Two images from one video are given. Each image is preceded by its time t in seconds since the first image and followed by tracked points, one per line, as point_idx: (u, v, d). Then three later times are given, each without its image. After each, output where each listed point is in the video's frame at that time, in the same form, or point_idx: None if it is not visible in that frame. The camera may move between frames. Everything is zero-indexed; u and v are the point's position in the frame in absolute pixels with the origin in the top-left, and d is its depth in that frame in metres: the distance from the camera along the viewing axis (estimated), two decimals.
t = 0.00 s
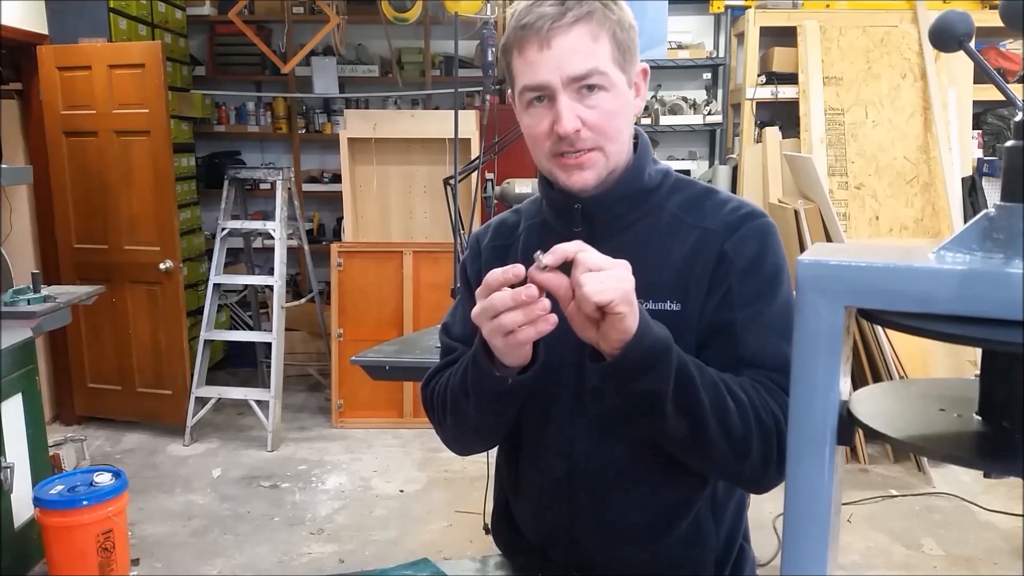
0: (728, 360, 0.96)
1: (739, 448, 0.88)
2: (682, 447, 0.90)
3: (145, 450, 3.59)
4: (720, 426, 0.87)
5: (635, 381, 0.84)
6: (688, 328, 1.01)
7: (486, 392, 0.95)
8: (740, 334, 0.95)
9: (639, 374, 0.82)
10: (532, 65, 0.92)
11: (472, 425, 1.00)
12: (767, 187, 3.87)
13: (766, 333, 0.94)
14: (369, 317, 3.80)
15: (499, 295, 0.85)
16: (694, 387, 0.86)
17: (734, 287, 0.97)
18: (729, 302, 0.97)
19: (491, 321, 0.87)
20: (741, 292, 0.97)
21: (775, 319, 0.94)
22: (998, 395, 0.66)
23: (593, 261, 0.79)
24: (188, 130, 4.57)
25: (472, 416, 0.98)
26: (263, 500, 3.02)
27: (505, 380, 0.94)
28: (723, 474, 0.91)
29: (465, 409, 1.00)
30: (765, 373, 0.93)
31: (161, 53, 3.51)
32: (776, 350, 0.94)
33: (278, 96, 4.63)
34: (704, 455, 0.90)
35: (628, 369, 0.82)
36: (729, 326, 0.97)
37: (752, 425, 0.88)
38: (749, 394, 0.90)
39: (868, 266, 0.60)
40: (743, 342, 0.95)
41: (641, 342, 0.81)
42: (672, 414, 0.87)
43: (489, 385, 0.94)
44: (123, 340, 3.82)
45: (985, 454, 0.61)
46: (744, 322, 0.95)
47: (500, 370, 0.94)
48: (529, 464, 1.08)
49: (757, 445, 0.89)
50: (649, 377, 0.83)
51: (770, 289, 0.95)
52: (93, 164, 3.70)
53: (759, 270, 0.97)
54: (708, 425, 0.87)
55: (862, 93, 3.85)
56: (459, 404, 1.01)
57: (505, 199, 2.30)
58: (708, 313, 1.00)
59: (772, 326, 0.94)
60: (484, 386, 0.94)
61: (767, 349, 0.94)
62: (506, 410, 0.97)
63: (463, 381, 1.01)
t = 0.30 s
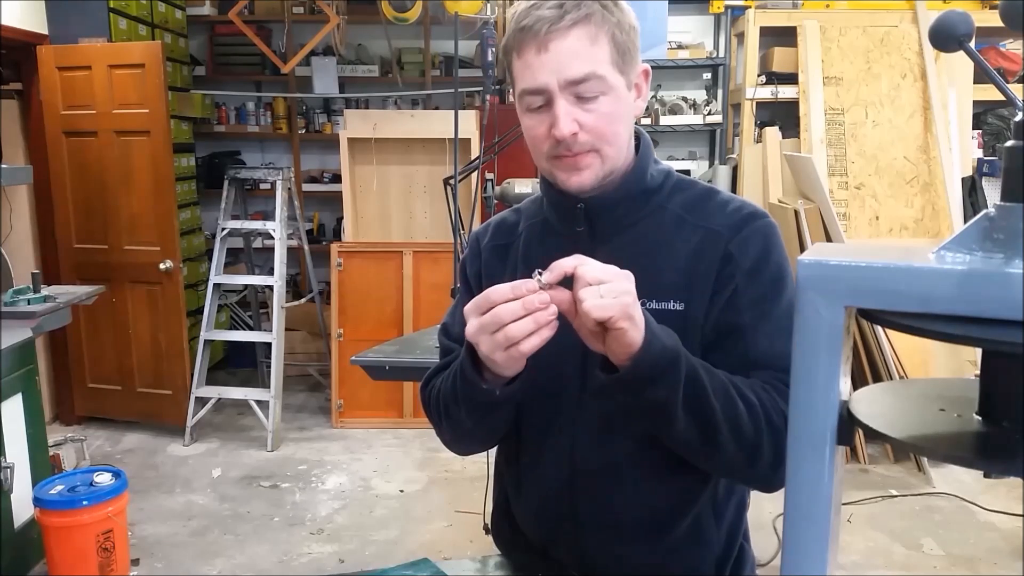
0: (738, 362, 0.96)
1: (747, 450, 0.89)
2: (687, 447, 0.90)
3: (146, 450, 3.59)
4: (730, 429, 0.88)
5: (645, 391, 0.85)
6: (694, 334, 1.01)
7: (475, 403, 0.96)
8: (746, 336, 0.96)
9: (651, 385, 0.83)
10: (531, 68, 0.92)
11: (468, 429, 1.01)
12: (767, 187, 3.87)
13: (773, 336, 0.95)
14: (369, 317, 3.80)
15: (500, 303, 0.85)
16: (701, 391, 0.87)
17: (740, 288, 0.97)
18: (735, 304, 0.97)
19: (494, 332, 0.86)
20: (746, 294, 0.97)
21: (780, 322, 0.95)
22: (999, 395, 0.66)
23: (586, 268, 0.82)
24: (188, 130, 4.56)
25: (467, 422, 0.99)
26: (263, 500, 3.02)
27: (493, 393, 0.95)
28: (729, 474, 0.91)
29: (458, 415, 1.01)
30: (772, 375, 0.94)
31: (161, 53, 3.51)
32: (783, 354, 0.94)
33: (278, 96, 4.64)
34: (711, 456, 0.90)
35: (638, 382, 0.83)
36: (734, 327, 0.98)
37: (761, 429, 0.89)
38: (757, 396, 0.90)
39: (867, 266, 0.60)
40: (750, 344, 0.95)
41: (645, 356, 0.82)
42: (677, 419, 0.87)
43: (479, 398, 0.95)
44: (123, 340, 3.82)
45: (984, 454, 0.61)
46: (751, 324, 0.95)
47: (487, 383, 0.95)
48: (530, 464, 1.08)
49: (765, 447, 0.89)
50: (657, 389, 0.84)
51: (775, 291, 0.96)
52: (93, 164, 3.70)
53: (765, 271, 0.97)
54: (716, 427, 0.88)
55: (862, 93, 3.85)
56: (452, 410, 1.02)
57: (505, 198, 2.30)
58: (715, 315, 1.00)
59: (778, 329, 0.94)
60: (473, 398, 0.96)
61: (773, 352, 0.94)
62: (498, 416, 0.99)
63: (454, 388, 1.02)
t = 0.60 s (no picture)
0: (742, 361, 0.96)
1: (752, 450, 0.89)
2: (689, 447, 0.91)
3: (146, 450, 3.59)
4: (734, 429, 0.89)
5: (650, 395, 0.85)
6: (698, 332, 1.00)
7: (472, 407, 0.97)
8: (749, 335, 0.96)
9: (656, 389, 0.84)
10: (531, 69, 0.92)
11: (465, 431, 1.01)
12: (767, 187, 3.86)
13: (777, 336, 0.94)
14: (369, 317, 3.80)
15: (503, 308, 0.85)
16: (705, 392, 0.87)
17: (743, 286, 0.97)
18: (737, 303, 0.97)
19: (500, 337, 0.85)
20: (748, 292, 0.97)
21: (783, 321, 0.95)
22: (1000, 395, 0.66)
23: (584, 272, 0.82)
24: (188, 130, 4.56)
25: (464, 424, 0.99)
26: (263, 500, 3.02)
27: (489, 398, 0.96)
28: (732, 472, 0.91)
29: (455, 419, 1.01)
30: (776, 374, 0.94)
31: (160, 53, 3.51)
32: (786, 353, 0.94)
33: (277, 96, 4.64)
34: (714, 456, 0.90)
35: (641, 386, 0.84)
36: (737, 326, 0.98)
37: (765, 429, 0.89)
38: (761, 395, 0.90)
39: (867, 266, 0.60)
40: (753, 343, 0.95)
41: (648, 361, 0.82)
42: (680, 420, 0.88)
43: (476, 402, 0.96)
44: (123, 340, 3.82)
45: (985, 454, 0.61)
46: (754, 324, 0.95)
47: (484, 389, 0.95)
48: (530, 463, 1.07)
49: (769, 447, 0.89)
50: (662, 393, 0.84)
51: (777, 289, 0.96)
52: (93, 164, 3.70)
53: (767, 269, 0.97)
54: (720, 427, 0.88)
55: (862, 92, 3.85)
56: (450, 412, 1.02)
57: (505, 199, 2.30)
58: (717, 314, 1.00)
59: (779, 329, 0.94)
60: (470, 402, 0.96)
61: (774, 351, 0.94)
62: (496, 417, 0.99)
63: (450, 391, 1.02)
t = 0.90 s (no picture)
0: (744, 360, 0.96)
1: (754, 450, 0.89)
2: (690, 446, 0.91)
3: (146, 450, 3.59)
4: (737, 429, 0.89)
5: (651, 397, 0.85)
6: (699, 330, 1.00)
7: (473, 407, 0.97)
8: (749, 335, 0.96)
9: (657, 390, 0.84)
10: (532, 70, 0.92)
11: (465, 429, 1.01)
12: (767, 187, 3.86)
13: (779, 334, 0.94)
14: (369, 317, 3.80)
15: (507, 302, 0.85)
16: (706, 393, 0.87)
17: (746, 283, 0.97)
18: (739, 302, 0.97)
19: (504, 333, 0.85)
20: (750, 291, 0.97)
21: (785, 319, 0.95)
22: (999, 395, 0.66)
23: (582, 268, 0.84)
24: (188, 130, 4.56)
25: (464, 423, 0.99)
26: (263, 500, 3.02)
27: (491, 398, 0.95)
28: (733, 471, 0.91)
29: (455, 418, 1.01)
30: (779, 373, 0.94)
31: (161, 53, 3.51)
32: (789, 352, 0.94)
33: (278, 96, 4.64)
34: (716, 455, 0.90)
35: (643, 387, 0.84)
36: (739, 324, 0.98)
37: (766, 429, 0.89)
38: (764, 395, 0.90)
39: (867, 266, 0.60)
40: (754, 342, 0.95)
41: (650, 362, 0.82)
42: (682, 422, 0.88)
43: (477, 402, 0.96)
44: (123, 340, 3.82)
45: (985, 454, 0.61)
46: (756, 322, 0.95)
47: (485, 388, 0.95)
48: (530, 461, 1.08)
49: (771, 446, 0.89)
50: (664, 395, 0.84)
51: (779, 287, 0.96)
52: (93, 164, 3.70)
53: (769, 267, 0.97)
54: (721, 427, 0.88)
55: (862, 93, 3.85)
56: (450, 411, 1.01)
57: (504, 198, 2.30)
58: (719, 312, 1.00)
59: (780, 329, 0.94)
60: (471, 401, 0.96)
61: (775, 351, 0.94)
62: (496, 417, 0.99)
63: (449, 389, 1.01)
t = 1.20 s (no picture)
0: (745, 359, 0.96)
1: (753, 451, 0.89)
2: (690, 446, 0.91)
3: (146, 450, 3.59)
4: (734, 430, 0.89)
5: (647, 399, 0.85)
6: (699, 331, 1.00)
7: (480, 400, 0.96)
8: (750, 334, 0.96)
9: (652, 392, 0.84)
10: (530, 73, 0.92)
11: (465, 425, 1.01)
12: (767, 187, 3.85)
13: (780, 333, 0.94)
14: (369, 317, 3.80)
15: (503, 296, 0.86)
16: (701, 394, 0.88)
17: (746, 281, 0.97)
18: (739, 301, 0.97)
19: (500, 326, 0.86)
20: (750, 289, 0.97)
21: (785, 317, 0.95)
22: (999, 395, 0.66)
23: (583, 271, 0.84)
24: (188, 130, 4.56)
25: (465, 419, 0.99)
26: (263, 500, 3.02)
27: (497, 390, 0.95)
28: (732, 471, 0.91)
29: (456, 413, 1.00)
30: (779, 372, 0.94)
31: (160, 53, 3.51)
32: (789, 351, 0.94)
33: (278, 96, 4.64)
34: (714, 456, 0.90)
35: (639, 388, 0.84)
36: (740, 323, 0.98)
37: (766, 428, 0.89)
38: (760, 396, 0.90)
39: (867, 266, 0.60)
40: (755, 341, 0.95)
41: (647, 362, 0.83)
42: (679, 423, 0.88)
43: (482, 394, 0.95)
44: (123, 340, 3.82)
45: (984, 454, 0.61)
46: (757, 320, 0.96)
47: (491, 380, 0.95)
48: (530, 459, 1.08)
49: (770, 446, 0.89)
50: (659, 396, 0.85)
51: (780, 285, 0.96)
52: (93, 164, 3.70)
53: (769, 265, 0.97)
54: (718, 427, 0.89)
55: (862, 92, 3.85)
56: (450, 407, 1.01)
57: (504, 198, 2.30)
58: (720, 311, 0.99)
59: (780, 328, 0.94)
60: (478, 394, 0.95)
61: (775, 351, 0.94)
62: (499, 410, 0.98)
63: (454, 383, 1.01)
